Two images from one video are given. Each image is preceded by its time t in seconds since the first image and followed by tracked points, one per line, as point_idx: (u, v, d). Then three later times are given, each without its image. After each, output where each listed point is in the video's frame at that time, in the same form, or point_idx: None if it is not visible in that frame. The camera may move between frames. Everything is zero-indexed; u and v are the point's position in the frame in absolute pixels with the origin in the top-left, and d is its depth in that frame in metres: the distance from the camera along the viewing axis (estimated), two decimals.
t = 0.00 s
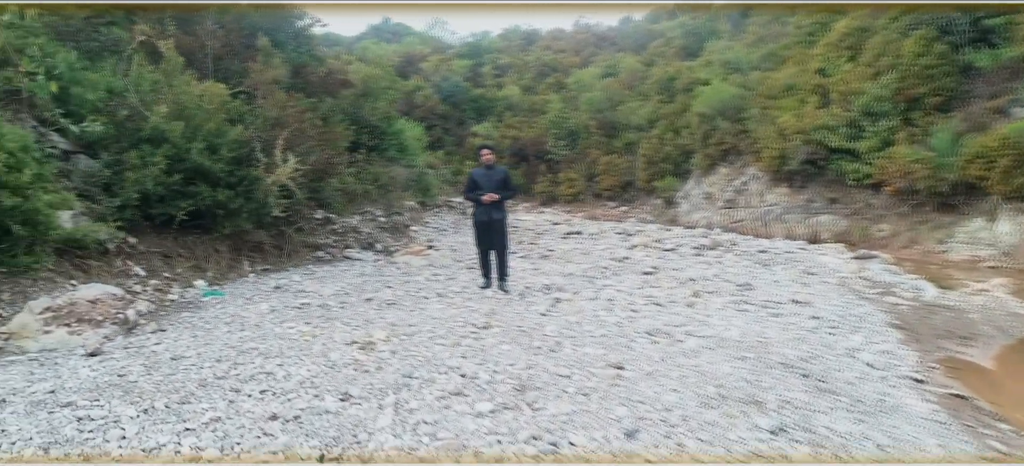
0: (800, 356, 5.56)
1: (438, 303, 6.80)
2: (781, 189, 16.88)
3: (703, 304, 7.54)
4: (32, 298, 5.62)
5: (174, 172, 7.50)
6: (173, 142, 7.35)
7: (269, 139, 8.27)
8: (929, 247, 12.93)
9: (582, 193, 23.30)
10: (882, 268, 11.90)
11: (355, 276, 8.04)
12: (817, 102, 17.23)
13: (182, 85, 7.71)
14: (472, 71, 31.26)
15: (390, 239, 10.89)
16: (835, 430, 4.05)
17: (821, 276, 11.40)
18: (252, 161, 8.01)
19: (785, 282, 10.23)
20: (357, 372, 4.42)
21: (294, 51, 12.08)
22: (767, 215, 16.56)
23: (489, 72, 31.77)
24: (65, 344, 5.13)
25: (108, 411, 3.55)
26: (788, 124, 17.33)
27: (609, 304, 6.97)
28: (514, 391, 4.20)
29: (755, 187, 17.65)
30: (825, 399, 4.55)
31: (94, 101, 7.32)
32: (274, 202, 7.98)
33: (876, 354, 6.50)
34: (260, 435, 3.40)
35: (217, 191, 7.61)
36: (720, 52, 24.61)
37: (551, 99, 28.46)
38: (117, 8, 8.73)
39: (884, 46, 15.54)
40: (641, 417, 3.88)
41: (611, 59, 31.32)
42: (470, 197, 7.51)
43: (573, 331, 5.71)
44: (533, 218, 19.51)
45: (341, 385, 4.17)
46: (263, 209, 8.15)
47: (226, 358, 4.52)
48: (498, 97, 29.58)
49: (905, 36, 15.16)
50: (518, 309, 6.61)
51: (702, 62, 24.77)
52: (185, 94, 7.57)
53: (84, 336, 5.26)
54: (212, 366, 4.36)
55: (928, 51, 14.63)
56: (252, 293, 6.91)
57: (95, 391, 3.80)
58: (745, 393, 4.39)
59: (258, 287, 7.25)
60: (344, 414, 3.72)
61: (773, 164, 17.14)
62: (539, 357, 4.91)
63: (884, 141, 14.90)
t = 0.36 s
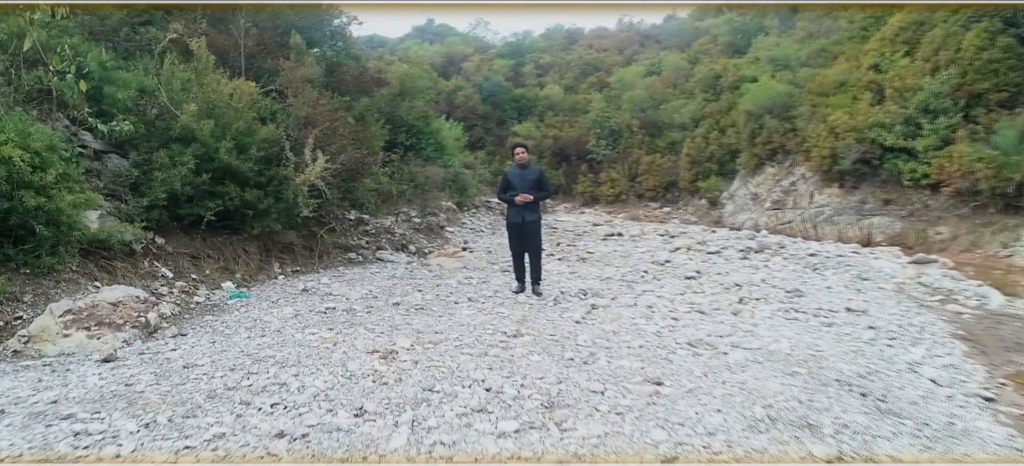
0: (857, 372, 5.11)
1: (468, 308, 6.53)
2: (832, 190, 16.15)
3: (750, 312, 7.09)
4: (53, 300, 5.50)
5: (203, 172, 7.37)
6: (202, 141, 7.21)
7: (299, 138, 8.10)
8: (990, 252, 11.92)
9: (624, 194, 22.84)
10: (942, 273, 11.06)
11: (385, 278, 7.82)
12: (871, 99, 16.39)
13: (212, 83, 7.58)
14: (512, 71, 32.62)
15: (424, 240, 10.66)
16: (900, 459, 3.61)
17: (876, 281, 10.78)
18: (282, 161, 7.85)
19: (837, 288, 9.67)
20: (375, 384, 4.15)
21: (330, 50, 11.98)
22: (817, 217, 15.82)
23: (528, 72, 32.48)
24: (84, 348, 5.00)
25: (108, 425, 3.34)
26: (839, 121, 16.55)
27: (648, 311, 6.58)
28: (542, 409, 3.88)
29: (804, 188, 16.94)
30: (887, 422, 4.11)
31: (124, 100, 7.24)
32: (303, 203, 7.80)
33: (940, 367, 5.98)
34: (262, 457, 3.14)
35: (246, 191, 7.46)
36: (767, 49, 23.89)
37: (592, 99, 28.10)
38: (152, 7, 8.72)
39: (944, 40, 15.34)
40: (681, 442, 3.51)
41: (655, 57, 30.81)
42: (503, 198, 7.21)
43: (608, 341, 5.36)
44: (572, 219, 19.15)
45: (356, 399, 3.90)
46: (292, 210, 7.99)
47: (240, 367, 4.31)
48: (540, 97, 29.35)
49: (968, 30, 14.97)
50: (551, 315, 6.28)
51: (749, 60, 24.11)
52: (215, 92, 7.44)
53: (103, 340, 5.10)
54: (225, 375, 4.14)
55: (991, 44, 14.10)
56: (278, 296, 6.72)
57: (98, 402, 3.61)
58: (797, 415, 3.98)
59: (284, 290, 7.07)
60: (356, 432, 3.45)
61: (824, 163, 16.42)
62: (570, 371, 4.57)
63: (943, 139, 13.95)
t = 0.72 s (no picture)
0: (892, 388, 4.69)
1: (474, 315, 6.22)
2: (857, 190, 15.61)
3: (773, 319, 6.70)
4: (39, 306, 5.25)
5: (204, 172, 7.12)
6: (203, 139, 6.96)
7: (303, 136, 7.82)
8: None
9: (643, 194, 22.42)
10: (976, 277, 10.48)
11: (391, 282, 7.53)
12: (898, 96, 15.81)
13: (214, 79, 7.33)
14: (531, 70, 32.46)
15: (435, 242, 10.36)
16: None
17: (905, 286, 10.30)
18: (285, 160, 7.58)
19: (866, 293, 9.22)
20: (367, 401, 3.84)
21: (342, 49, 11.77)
22: (842, 218, 15.16)
23: (547, 70, 32.22)
24: (67, 357, 4.73)
25: (71, 448, 3.06)
26: (864, 118, 15.96)
27: (665, 318, 6.20)
28: (546, 431, 3.54)
29: (828, 188, 16.41)
30: (926, 446, 3.72)
31: (122, 97, 7.01)
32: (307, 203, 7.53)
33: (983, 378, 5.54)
34: None
35: (247, 191, 7.21)
36: (791, 46, 23.35)
37: (612, 98, 27.73)
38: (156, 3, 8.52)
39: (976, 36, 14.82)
40: None
41: (676, 55, 30.38)
42: (512, 198, 6.89)
43: (621, 352, 5.02)
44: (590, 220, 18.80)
45: (344, 417, 3.59)
46: (296, 210, 7.72)
47: (225, 380, 4.02)
48: (558, 96, 29.03)
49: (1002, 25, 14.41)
50: (562, 322, 5.95)
51: (772, 57, 23.58)
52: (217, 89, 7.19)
53: (89, 348, 4.83)
54: (207, 389, 3.86)
55: None
56: (277, 301, 6.46)
57: (65, 421, 3.34)
58: (828, 439, 3.60)
59: (285, 294, 6.81)
60: (338, 456, 3.14)
61: (849, 162, 15.91)
62: (580, 386, 4.23)
63: (975, 138, 13.31)
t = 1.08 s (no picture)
0: (924, 405, 4.30)
1: (474, 322, 5.89)
2: (875, 190, 15.15)
3: (792, 327, 6.32)
4: (10, 313, 4.94)
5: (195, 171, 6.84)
6: (193, 137, 6.67)
7: (299, 134, 7.52)
8: None
9: (655, 194, 22.00)
10: (1002, 281, 10.02)
11: (390, 286, 7.22)
12: (917, 94, 15.34)
13: (206, 74, 7.03)
14: (543, 69, 32.11)
15: (438, 243, 10.04)
16: None
17: (927, 290, 9.86)
18: (280, 158, 7.28)
19: (887, 298, 8.81)
20: (348, 422, 3.50)
21: (345, 46, 11.48)
22: (859, 219, 14.63)
23: (558, 69, 31.85)
24: (37, 368, 4.38)
25: None
26: (882, 117, 15.48)
27: (677, 327, 5.85)
28: (542, 457, 3.19)
29: (845, 187, 15.95)
30: None
31: (109, 92, 6.72)
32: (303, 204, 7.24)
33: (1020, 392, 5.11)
34: None
35: (240, 191, 6.92)
36: (806, 43, 22.86)
37: (623, 96, 27.34)
38: None
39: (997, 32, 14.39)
40: None
41: (688, 53, 29.95)
42: (516, 199, 6.55)
43: (628, 364, 4.67)
44: (600, 220, 18.43)
45: (322, 441, 3.26)
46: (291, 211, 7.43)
47: (197, 396, 3.71)
48: (570, 95, 28.68)
49: None
50: (567, 330, 5.62)
51: (786, 55, 23.11)
52: (209, 85, 6.89)
53: (62, 358, 4.51)
54: (176, 408, 3.54)
55: None
56: (268, 307, 6.15)
57: (12, 447, 3.03)
58: None
59: (277, 299, 6.51)
60: None
61: (866, 161, 15.41)
62: (583, 404, 3.88)
63: (997, 136, 12.77)
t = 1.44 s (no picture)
0: (959, 425, 3.91)
1: (470, 330, 5.54)
2: (890, 190, 14.69)
3: (810, 336, 5.95)
4: None
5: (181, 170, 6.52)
6: (178, 134, 6.35)
7: (290, 132, 7.20)
8: None
9: (663, 194, 21.57)
10: None
11: (384, 290, 6.88)
12: (932, 92, 14.89)
13: (193, 69, 6.71)
14: (550, 69, 31.76)
15: (439, 245, 9.70)
16: None
17: (947, 295, 9.45)
18: (270, 157, 6.96)
19: (907, 303, 8.40)
20: (323, 447, 3.16)
21: (344, 42, 11.15)
22: (872, 219, 14.18)
23: (565, 68, 31.49)
24: None
25: None
26: (895, 115, 15.04)
27: (687, 336, 5.48)
28: None
29: (858, 187, 15.51)
30: None
31: (91, 87, 6.40)
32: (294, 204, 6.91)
33: None
34: None
35: (228, 191, 6.60)
36: (817, 41, 22.43)
37: (631, 95, 26.93)
38: None
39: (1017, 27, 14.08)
40: None
41: (697, 52, 29.54)
42: (516, 199, 6.22)
43: (634, 378, 4.31)
44: (607, 221, 18.03)
45: None
46: (283, 211, 7.10)
47: (159, 417, 3.38)
48: (577, 94, 28.30)
49: None
50: (570, 339, 5.27)
51: (797, 53, 22.68)
52: (195, 80, 6.57)
53: (26, 371, 4.15)
54: (135, 431, 3.21)
55: None
56: (253, 313, 5.82)
57: None
58: None
59: (264, 305, 6.18)
60: None
61: (879, 161, 14.92)
62: (584, 425, 3.53)
63: (1015, 134, 12.32)
